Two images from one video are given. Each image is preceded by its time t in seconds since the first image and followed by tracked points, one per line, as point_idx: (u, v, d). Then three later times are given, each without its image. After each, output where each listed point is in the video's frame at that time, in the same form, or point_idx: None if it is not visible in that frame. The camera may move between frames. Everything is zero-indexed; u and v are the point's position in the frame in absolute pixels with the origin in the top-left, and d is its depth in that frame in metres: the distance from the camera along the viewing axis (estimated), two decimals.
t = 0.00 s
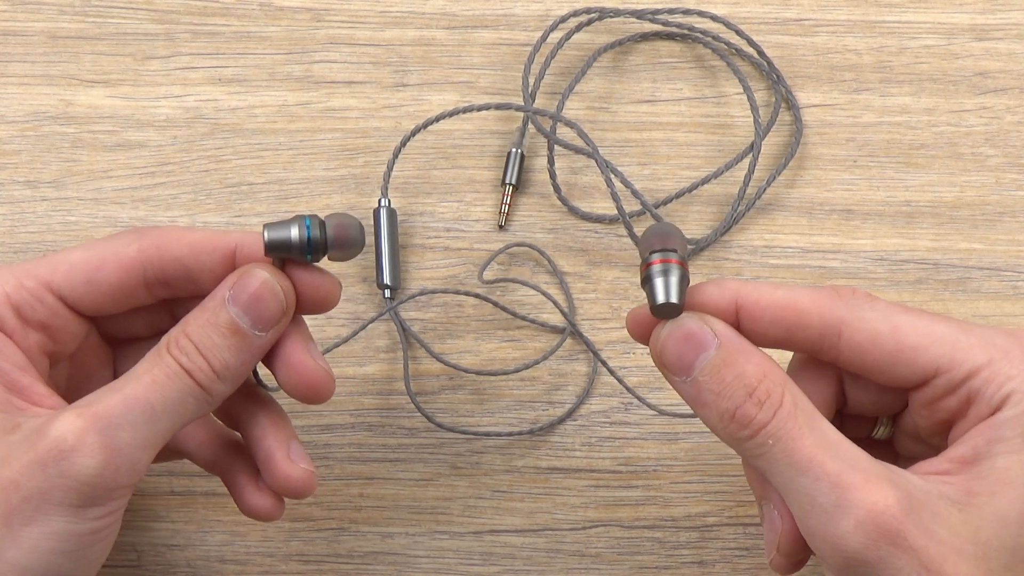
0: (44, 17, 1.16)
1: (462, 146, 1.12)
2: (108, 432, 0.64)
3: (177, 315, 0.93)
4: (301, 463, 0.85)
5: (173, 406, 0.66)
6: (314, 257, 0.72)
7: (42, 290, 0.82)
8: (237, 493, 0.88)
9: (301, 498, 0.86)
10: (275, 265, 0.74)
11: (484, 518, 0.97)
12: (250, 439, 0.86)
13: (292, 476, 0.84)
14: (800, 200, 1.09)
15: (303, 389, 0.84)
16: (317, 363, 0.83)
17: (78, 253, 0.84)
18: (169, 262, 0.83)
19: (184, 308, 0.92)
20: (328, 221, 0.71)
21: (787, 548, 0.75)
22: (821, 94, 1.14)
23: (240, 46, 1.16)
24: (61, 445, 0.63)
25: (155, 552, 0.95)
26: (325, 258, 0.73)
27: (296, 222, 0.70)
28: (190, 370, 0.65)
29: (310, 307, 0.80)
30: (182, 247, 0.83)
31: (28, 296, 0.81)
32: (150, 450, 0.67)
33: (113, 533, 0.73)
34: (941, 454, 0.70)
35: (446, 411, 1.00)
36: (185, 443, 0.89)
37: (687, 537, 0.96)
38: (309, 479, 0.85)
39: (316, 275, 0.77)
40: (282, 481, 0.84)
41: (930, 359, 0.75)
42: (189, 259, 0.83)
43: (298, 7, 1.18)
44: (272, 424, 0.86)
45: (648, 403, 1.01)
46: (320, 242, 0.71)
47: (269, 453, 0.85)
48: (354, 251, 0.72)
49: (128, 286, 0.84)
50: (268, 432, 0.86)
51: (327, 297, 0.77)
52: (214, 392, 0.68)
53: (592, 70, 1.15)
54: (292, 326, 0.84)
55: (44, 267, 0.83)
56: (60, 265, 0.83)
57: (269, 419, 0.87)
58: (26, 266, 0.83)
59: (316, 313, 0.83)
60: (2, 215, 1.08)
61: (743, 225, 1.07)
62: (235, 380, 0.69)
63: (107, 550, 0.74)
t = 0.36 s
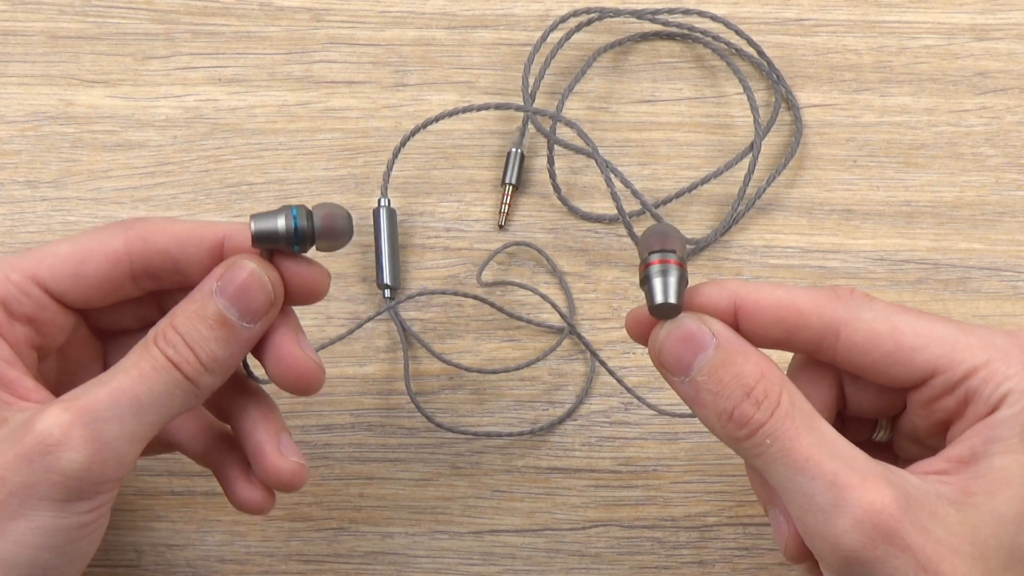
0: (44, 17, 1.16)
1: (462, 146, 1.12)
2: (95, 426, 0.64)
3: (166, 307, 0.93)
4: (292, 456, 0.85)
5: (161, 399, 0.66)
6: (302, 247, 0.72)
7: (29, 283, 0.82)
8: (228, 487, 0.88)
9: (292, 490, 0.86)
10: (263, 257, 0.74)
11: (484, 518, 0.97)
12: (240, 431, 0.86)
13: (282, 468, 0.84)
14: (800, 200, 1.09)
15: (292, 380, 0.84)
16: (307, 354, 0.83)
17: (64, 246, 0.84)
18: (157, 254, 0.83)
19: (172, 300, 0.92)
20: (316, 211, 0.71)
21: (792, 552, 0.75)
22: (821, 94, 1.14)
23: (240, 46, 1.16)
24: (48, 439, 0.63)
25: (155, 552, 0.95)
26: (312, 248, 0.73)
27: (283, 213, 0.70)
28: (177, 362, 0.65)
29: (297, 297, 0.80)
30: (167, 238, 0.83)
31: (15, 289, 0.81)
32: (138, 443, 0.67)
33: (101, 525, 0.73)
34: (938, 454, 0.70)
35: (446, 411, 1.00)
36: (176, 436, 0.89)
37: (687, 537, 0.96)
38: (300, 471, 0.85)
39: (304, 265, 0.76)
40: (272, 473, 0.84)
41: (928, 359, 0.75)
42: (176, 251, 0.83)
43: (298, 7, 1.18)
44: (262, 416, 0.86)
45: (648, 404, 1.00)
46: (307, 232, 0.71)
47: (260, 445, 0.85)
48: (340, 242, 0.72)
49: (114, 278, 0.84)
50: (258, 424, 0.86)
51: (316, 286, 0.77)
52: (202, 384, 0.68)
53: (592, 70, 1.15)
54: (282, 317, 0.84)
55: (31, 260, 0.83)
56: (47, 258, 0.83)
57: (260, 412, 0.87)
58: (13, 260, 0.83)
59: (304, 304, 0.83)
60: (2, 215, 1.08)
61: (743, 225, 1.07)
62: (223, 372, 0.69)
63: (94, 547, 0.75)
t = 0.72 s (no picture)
0: (44, 17, 1.16)
1: (462, 146, 1.12)
2: (87, 430, 0.64)
3: (161, 305, 0.93)
4: (289, 456, 0.85)
5: (153, 401, 0.66)
6: (293, 246, 0.71)
7: (19, 287, 0.82)
8: (226, 488, 0.88)
9: (290, 491, 0.86)
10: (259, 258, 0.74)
11: (484, 518, 0.97)
12: (237, 432, 0.86)
13: (278, 468, 0.84)
14: (800, 200, 1.09)
15: (288, 380, 0.84)
16: (302, 354, 0.83)
17: (54, 248, 0.83)
18: (148, 257, 0.83)
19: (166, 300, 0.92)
20: (303, 207, 0.71)
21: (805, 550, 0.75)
22: (821, 94, 1.14)
23: (240, 46, 1.16)
24: (38, 443, 0.63)
25: (155, 552, 0.95)
26: (304, 246, 0.72)
27: (272, 212, 0.70)
28: (171, 364, 0.65)
29: (293, 295, 0.80)
30: (158, 238, 0.82)
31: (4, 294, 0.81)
32: (131, 447, 0.67)
33: (98, 529, 0.73)
34: (950, 452, 0.70)
35: (446, 411, 1.00)
36: (172, 438, 0.89)
37: (688, 537, 0.96)
38: (297, 471, 0.85)
39: (298, 262, 0.76)
40: (269, 473, 0.84)
41: (941, 356, 0.75)
42: (167, 253, 0.83)
43: (298, 7, 1.18)
44: (258, 416, 0.86)
45: (648, 404, 1.00)
46: (297, 227, 0.70)
47: (256, 445, 0.85)
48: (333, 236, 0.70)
49: (105, 281, 0.84)
50: (255, 424, 0.86)
51: (312, 282, 0.77)
52: (196, 386, 0.67)
53: (592, 70, 1.15)
54: (277, 316, 0.84)
55: (20, 263, 0.82)
56: (36, 261, 0.82)
57: (257, 411, 0.86)
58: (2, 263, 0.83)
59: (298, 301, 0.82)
60: (2, 215, 1.08)
61: (743, 225, 1.07)
62: (218, 374, 0.69)
63: (91, 550, 0.75)
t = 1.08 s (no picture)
0: (44, 17, 1.16)
1: (462, 146, 1.12)
2: (111, 439, 0.64)
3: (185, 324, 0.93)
4: (307, 480, 0.86)
5: (177, 415, 0.66)
6: (325, 271, 0.72)
7: (51, 297, 0.82)
8: (242, 508, 0.88)
9: (307, 513, 0.87)
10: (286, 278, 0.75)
11: (484, 518, 0.97)
12: (257, 453, 0.87)
13: (297, 492, 0.85)
14: (800, 201, 1.09)
15: (309, 404, 0.84)
16: (324, 378, 0.83)
17: (88, 261, 0.83)
18: (180, 274, 0.84)
19: (191, 318, 0.92)
20: (341, 237, 0.72)
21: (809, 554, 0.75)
22: (821, 94, 1.14)
23: (240, 46, 1.16)
24: (62, 450, 0.63)
25: (155, 552, 0.95)
26: (335, 271, 0.73)
27: (308, 236, 0.71)
28: (196, 379, 0.65)
29: (317, 320, 0.80)
30: (192, 257, 0.83)
31: (37, 302, 0.81)
32: (153, 459, 0.66)
33: (116, 540, 0.73)
34: (947, 452, 0.70)
35: (446, 411, 1.00)
36: (190, 457, 0.89)
37: (687, 537, 0.96)
38: (315, 495, 0.85)
39: (326, 288, 0.77)
40: (286, 496, 0.85)
41: (939, 356, 0.75)
42: (199, 270, 0.84)
43: (298, 7, 1.18)
44: (278, 439, 0.87)
45: (648, 404, 1.00)
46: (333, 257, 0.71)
47: (276, 468, 0.85)
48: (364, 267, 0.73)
49: (135, 296, 0.84)
50: (275, 447, 0.86)
51: (337, 310, 0.78)
52: (219, 402, 0.67)
53: (592, 70, 1.15)
54: (300, 339, 0.84)
55: (54, 274, 0.82)
56: (70, 273, 0.82)
57: (276, 434, 0.87)
58: (34, 273, 0.82)
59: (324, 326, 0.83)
60: (3, 215, 1.08)
61: (743, 225, 1.07)
62: (241, 392, 0.68)
63: (107, 562, 0.74)
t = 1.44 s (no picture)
0: (44, 17, 1.16)
1: (462, 146, 1.12)
2: (110, 438, 0.64)
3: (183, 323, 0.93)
4: (306, 476, 0.86)
5: (177, 413, 0.66)
6: (323, 269, 0.72)
7: (48, 296, 0.82)
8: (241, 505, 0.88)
9: (307, 510, 0.87)
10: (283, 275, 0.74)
11: (484, 518, 0.97)
12: (255, 451, 0.86)
13: (296, 488, 0.85)
14: (800, 201, 1.09)
15: (307, 401, 0.84)
16: (321, 375, 0.83)
17: (85, 260, 0.83)
18: (177, 272, 0.83)
19: (189, 317, 0.92)
20: (340, 233, 0.72)
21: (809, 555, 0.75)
22: (820, 94, 1.14)
23: (240, 46, 1.16)
24: (59, 449, 0.64)
25: (155, 552, 0.95)
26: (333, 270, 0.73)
27: (308, 233, 0.71)
28: (195, 377, 0.65)
29: (313, 317, 0.80)
30: (190, 255, 0.83)
31: (33, 301, 0.81)
32: (150, 457, 0.67)
33: (114, 537, 0.73)
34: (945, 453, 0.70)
35: (446, 411, 1.00)
36: (186, 456, 0.88)
37: (687, 537, 0.96)
38: (314, 491, 0.85)
39: (323, 285, 0.77)
40: (286, 492, 0.85)
41: (937, 357, 0.75)
42: (195, 268, 0.83)
43: (298, 7, 1.18)
44: (276, 436, 0.87)
45: (647, 404, 1.00)
46: (331, 254, 0.71)
47: (275, 465, 0.85)
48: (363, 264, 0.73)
49: (132, 295, 0.84)
50: (273, 445, 0.86)
51: (335, 307, 0.78)
52: (219, 401, 0.67)
53: (592, 70, 1.15)
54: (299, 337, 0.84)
55: (51, 273, 0.82)
56: (67, 272, 0.83)
57: (275, 431, 0.87)
58: (31, 272, 0.83)
59: (323, 323, 0.83)
60: (3, 215, 1.08)
61: (743, 225, 1.07)
62: (241, 390, 0.68)
63: (104, 561, 0.74)
